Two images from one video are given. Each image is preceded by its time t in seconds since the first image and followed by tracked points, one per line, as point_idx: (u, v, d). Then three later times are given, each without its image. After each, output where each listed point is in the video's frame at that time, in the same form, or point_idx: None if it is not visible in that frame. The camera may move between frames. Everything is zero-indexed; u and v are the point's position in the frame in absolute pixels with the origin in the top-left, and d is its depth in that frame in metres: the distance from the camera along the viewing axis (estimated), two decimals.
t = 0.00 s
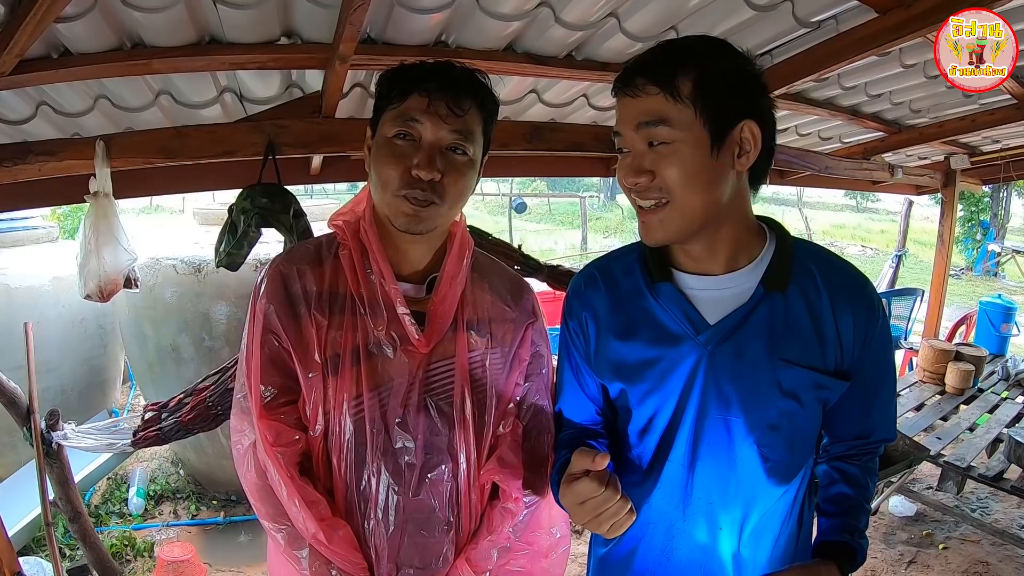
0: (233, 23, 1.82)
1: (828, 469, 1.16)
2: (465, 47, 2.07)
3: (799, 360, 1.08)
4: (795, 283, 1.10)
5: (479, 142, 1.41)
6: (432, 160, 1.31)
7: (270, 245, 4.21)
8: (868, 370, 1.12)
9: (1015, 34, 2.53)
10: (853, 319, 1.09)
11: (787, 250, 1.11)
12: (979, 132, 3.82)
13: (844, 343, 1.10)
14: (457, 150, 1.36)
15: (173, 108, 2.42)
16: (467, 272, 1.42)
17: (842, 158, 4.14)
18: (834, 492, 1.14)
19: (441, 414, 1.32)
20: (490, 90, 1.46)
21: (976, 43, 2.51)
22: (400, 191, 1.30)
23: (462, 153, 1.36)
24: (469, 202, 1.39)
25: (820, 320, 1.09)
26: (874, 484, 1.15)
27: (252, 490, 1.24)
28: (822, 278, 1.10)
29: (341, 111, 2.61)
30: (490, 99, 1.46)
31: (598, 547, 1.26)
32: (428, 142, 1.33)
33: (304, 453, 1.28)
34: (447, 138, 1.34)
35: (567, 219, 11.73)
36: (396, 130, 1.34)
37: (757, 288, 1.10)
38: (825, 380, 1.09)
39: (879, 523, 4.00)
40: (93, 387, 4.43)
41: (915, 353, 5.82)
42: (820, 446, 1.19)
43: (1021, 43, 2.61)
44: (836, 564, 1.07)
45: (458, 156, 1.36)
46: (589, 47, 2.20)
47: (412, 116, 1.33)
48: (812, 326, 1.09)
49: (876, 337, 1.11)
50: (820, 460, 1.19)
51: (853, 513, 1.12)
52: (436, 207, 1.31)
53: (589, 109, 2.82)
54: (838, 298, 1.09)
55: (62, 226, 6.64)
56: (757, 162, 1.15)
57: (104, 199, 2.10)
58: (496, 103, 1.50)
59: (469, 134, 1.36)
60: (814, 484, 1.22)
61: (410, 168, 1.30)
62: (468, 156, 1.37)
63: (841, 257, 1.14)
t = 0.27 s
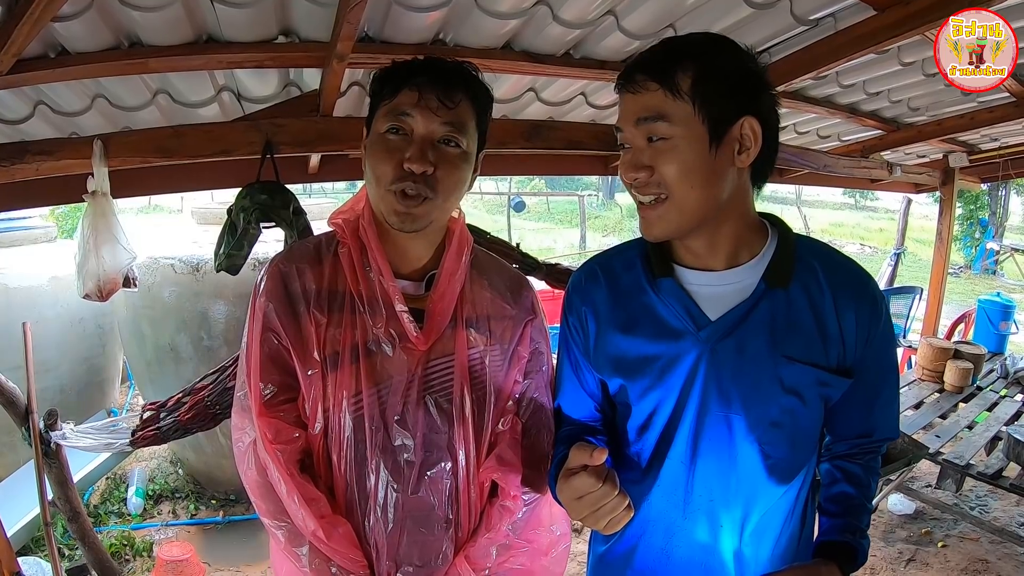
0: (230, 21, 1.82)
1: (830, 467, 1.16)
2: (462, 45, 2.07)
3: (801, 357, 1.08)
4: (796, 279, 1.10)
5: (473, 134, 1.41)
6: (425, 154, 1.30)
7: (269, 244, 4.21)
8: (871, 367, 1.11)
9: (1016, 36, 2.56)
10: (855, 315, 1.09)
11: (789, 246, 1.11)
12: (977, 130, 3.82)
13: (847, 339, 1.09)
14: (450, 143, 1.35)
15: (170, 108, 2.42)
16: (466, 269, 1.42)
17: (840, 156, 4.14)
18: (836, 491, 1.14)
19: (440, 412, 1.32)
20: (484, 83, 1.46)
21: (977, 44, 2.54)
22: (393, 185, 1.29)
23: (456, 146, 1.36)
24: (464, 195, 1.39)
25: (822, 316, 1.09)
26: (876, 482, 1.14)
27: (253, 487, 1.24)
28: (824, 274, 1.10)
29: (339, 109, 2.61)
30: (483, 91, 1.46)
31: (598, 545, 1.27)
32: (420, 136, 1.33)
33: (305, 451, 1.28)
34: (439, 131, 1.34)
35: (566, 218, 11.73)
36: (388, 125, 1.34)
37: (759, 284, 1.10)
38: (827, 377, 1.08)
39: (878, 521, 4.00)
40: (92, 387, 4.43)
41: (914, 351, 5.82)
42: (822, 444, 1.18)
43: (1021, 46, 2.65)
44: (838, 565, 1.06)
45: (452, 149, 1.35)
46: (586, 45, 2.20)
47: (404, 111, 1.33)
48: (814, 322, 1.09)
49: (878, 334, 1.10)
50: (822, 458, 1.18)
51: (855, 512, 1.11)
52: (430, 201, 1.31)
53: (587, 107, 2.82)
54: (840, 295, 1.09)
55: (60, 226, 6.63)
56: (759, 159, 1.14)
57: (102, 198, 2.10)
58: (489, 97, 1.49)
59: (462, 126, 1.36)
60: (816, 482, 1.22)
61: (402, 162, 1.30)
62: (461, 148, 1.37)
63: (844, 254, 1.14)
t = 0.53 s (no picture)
0: (228, 20, 1.81)
1: (833, 468, 1.15)
2: (461, 44, 2.07)
3: (803, 356, 1.07)
4: (798, 278, 1.09)
5: (469, 126, 1.41)
6: (424, 145, 1.31)
7: (267, 243, 4.20)
8: (874, 366, 1.10)
9: (1016, 36, 2.56)
10: (858, 314, 1.08)
11: (790, 244, 1.10)
12: (977, 128, 3.81)
13: (849, 339, 1.09)
14: (447, 135, 1.35)
15: (168, 107, 2.42)
16: (466, 267, 1.42)
17: (840, 154, 4.14)
18: (838, 492, 1.13)
19: (441, 410, 1.31)
20: (475, 77, 1.46)
21: (977, 43, 2.55)
22: (393, 177, 1.29)
23: (453, 137, 1.36)
24: (463, 187, 1.39)
25: (825, 315, 1.08)
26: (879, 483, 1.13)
27: (255, 488, 1.24)
28: (826, 273, 1.09)
29: (338, 108, 2.60)
30: (477, 86, 1.47)
31: (598, 547, 1.27)
32: (418, 128, 1.33)
33: (306, 451, 1.28)
34: (435, 122, 1.34)
35: (564, 217, 11.73)
36: (386, 119, 1.34)
37: (760, 283, 1.10)
38: (829, 376, 1.08)
39: (878, 520, 4.00)
40: (90, 386, 4.42)
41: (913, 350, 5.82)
42: (825, 444, 1.17)
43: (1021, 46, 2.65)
44: (840, 566, 1.06)
45: (449, 140, 1.35)
46: (586, 44, 2.19)
47: (401, 103, 1.33)
48: (816, 321, 1.08)
49: (882, 334, 1.09)
50: (825, 458, 1.17)
51: (858, 513, 1.10)
52: (430, 190, 1.30)
53: (587, 106, 2.81)
54: (843, 293, 1.08)
55: (58, 225, 6.63)
56: (763, 158, 1.14)
57: (101, 198, 2.09)
58: (481, 92, 1.49)
59: (458, 116, 1.36)
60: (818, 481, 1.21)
61: (402, 154, 1.30)
62: (458, 139, 1.37)
63: (846, 253, 1.13)
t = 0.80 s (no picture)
0: (223, 19, 1.80)
1: (828, 466, 1.14)
2: (457, 42, 2.06)
3: (797, 355, 1.07)
4: (790, 277, 1.09)
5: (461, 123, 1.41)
6: (419, 139, 1.31)
7: (264, 242, 4.20)
8: (870, 365, 1.09)
9: (1017, 37, 2.56)
10: (851, 312, 1.07)
11: (781, 243, 1.10)
12: (974, 127, 3.81)
13: (843, 337, 1.08)
14: (442, 131, 1.36)
15: (164, 106, 2.41)
16: (459, 266, 1.41)
17: (837, 154, 4.14)
18: (833, 491, 1.12)
19: (436, 406, 1.32)
20: (468, 77, 1.47)
21: (977, 44, 2.56)
22: (389, 173, 1.29)
23: (447, 133, 1.36)
24: (457, 183, 1.38)
25: (818, 314, 1.08)
26: (875, 482, 1.12)
27: (249, 489, 1.24)
28: (819, 272, 1.08)
29: (333, 107, 2.60)
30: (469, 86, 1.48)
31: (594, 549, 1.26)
32: (412, 124, 1.34)
33: (301, 451, 1.27)
34: (430, 118, 1.34)
35: (562, 216, 11.73)
36: (380, 116, 1.34)
37: (752, 282, 1.09)
38: (824, 375, 1.07)
39: (875, 519, 4.01)
40: (87, 386, 4.41)
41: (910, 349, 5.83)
42: (819, 443, 1.16)
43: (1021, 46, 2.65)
44: (836, 565, 1.04)
45: (444, 135, 1.35)
46: (582, 43, 2.19)
47: (395, 100, 1.34)
48: (809, 320, 1.07)
49: (876, 331, 1.08)
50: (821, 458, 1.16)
51: (854, 512, 1.09)
52: (426, 184, 1.30)
53: (583, 105, 2.81)
54: (836, 291, 1.07)
55: (55, 225, 6.61)
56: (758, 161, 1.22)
57: (97, 197, 2.08)
58: (474, 94, 1.51)
59: (452, 112, 1.37)
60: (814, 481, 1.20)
61: (397, 149, 1.30)
62: (452, 135, 1.37)
63: (839, 250, 1.12)
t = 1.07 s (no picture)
0: (219, 18, 1.80)
1: (821, 461, 1.14)
2: (453, 41, 2.06)
3: (791, 351, 1.07)
4: (781, 273, 1.09)
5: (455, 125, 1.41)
6: (414, 145, 1.30)
7: (261, 242, 4.20)
8: (863, 358, 1.09)
9: (1016, 37, 2.57)
10: (843, 305, 1.08)
11: (772, 240, 1.11)
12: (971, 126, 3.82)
13: (835, 331, 1.08)
14: (436, 135, 1.35)
15: (161, 105, 2.40)
16: (451, 264, 1.41)
17: (834, 152, 4.14)
18: (827, 485, 1.12)
19: (431, 405, 1.33)
20: (461, 77, 1.46)
21: (976, 44, 2.57)
22: (383, 181, 1.29)
23: (440, 137, 1.36)
24: (450, 188, 1.39)
25: (810, 309, 1.08)
26: (868, 476, 1.12)
27: (242, 493, 1.23)
28: (810, 268, 1.09)
29: (330, 106, 2.60)
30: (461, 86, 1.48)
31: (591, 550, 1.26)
32: (406, 129, 1.33)
33: (295, 453, 1.26)
34: (424, 122, 1.34)
35: (559, 215, 11.74)
36: (374, 119, 1.33)
37: (744, 280, 1.09)
38: (818, 370, 1.07)
39: (873, 517, 4.01)
40: (84, 386, 4.41)
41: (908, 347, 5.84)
42: (812, 439, 1.16)
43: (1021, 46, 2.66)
44: (834, 563, 1.04)
45: (437, 140, 1.35)
46: (579, 41, 2.19)
47: (389, 103, 1.32)
48: (801, 316, 1.08)
49: (869, 324, 1.09)
50: (814, 453, 1.16)
51: (848, 505, 1.09)
52: (420, 192, 1.30)
53: (580, 104, 2.81)
54: (827, 286, 1.08)
55: (51, 225, 6.60)
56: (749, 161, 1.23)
57: (94, 197, 2.08)
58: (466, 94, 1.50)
59: (446, 116, 1.36)
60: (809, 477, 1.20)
61: (391, 155, 1.29)
62: (445, 139, 1.37)
63: (829, 246, 1.13)
